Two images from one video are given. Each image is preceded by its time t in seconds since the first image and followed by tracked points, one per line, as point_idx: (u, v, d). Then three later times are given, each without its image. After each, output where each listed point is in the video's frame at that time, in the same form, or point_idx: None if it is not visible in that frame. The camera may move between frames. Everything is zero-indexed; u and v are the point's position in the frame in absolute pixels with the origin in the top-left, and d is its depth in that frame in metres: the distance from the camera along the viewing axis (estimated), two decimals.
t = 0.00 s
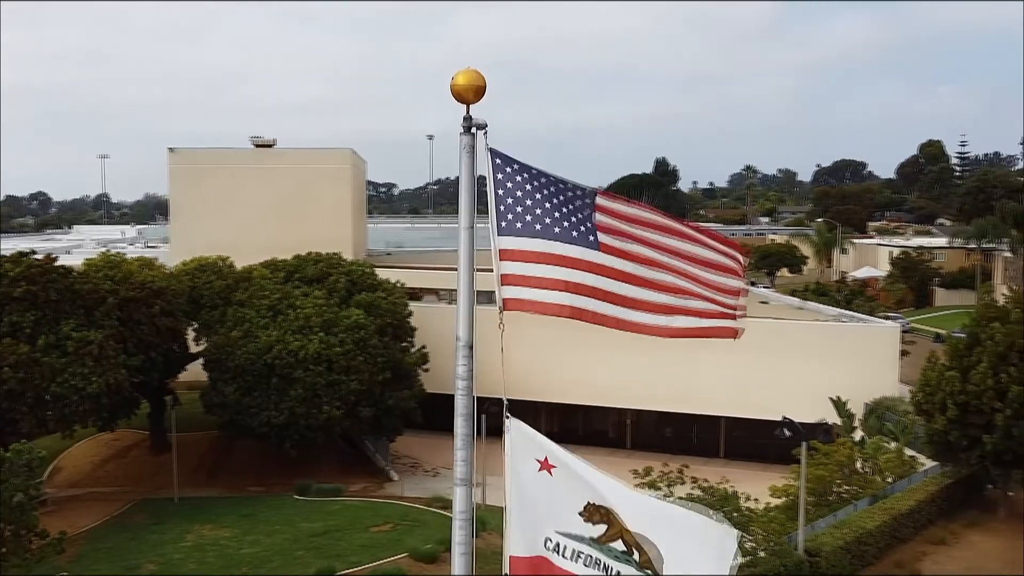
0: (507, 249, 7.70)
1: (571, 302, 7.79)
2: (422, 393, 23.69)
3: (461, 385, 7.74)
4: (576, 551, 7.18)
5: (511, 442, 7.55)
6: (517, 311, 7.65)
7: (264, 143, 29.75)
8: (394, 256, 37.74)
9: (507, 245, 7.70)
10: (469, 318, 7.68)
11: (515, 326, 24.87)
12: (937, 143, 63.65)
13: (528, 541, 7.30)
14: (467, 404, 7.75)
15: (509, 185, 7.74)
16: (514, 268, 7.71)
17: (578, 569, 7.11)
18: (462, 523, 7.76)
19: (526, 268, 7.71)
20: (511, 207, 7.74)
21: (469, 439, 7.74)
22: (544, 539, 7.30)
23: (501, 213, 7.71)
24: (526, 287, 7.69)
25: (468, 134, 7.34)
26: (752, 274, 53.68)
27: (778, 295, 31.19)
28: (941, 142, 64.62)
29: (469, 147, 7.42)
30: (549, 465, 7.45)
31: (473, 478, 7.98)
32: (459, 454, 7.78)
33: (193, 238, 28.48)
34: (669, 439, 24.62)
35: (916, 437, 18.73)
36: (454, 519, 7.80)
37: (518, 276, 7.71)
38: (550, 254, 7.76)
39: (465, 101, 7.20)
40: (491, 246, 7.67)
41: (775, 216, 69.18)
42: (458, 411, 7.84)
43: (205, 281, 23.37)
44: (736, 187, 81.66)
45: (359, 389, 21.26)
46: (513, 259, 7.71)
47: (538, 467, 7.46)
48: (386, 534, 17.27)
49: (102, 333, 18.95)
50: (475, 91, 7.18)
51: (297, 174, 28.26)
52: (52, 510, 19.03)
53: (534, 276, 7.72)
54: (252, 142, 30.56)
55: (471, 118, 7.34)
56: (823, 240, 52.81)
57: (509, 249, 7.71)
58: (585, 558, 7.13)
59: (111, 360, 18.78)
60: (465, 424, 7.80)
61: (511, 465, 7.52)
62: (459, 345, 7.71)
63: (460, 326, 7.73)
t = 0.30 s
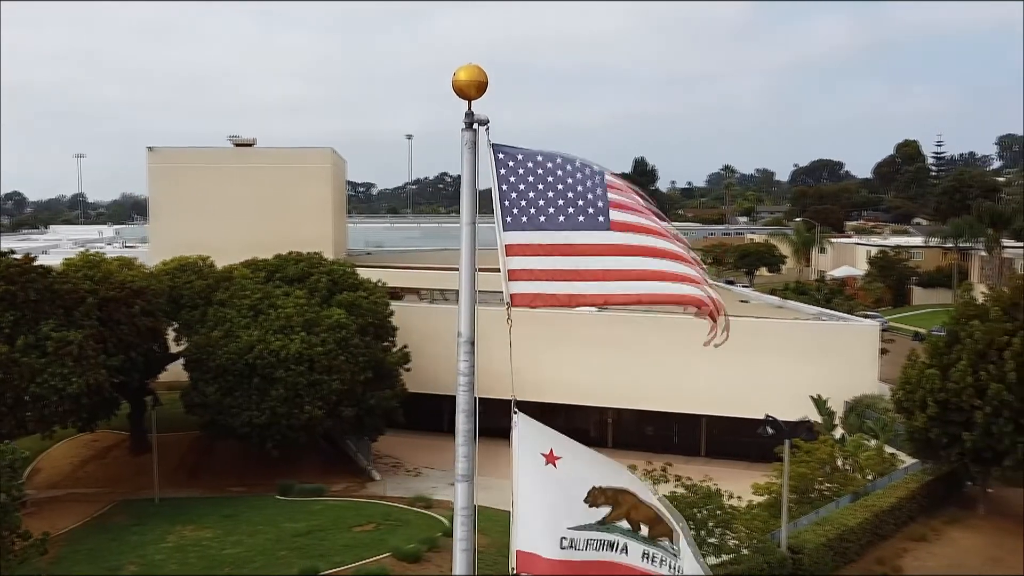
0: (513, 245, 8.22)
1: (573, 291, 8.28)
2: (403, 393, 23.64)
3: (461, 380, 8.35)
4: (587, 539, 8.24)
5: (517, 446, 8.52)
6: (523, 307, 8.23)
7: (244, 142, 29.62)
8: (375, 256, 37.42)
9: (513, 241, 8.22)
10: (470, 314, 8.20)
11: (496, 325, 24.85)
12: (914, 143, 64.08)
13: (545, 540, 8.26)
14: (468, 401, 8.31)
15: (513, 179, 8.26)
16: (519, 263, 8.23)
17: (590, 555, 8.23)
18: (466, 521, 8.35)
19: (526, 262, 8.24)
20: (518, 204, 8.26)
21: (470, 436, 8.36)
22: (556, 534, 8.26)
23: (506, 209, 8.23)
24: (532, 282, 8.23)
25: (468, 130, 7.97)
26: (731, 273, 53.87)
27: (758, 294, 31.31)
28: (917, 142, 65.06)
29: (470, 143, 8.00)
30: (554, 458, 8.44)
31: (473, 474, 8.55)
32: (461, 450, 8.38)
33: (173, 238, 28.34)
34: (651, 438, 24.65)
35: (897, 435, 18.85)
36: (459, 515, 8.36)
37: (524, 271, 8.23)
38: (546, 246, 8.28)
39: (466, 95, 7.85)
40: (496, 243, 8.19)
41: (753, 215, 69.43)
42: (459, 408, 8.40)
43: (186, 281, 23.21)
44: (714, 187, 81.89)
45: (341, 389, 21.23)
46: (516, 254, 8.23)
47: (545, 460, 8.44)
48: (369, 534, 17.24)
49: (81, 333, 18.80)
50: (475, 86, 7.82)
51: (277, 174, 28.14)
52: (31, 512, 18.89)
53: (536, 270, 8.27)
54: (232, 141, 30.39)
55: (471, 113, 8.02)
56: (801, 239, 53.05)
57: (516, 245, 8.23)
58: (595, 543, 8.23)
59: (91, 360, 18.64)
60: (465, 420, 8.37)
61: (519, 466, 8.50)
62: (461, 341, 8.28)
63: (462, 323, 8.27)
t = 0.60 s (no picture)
0: (508, 243, 8.90)
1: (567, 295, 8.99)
2: (383, 392, 23.61)
3: (461, 377, 8.69)
4: (593, 538, 9.04)
5: (518, 452, 9.30)
6: (518, 304, 8.92)
7: (221, 141, 29.48)
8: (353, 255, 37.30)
9: (506, 240, 8.90)
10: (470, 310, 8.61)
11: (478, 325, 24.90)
12: (888, 142, 64.47)
13: (550, 539, 9.08)
14: (468, 398, 8.69)
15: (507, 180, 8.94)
16: (514, 261, 8.92)
17: (601, 554, 9.01)
18: (464, 519, 8.81)
19: (520, 260, 8.93)
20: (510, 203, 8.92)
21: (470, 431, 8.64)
22: (558, 532, 9.09)
23: (500, 209, 8.90)
24: (521, 278, 8.96)
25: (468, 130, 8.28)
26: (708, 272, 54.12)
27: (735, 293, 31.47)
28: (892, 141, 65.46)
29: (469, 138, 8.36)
30: (555, 455, 9.30)
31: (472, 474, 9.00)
32: (460, 446, 8.79)
33: (150, 237, 28.15)
34: (630, 437, 24.70)
35: (875, 432, 18.95)
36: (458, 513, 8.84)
37: (517, 270, 8.94)
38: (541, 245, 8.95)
39: (462, 91, 8.24)
40: (491, 241, 8.88)
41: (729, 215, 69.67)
42: (459, 405, 8.66)
43: (164, 281, 22.99)
44: (690, 186, 82.20)
45: (321, 389, 21.23)
46: (510, 252, 8.92)
47: (547, 458, 9.28)
48: (350, 533, 17.24)
49: (59, 333, 18.67)
50: (473, 83, 8.20)
51: (254, 172, 28.02)
52: (8, 513, 18.71)
53: (527, 269, 8.95)
54: (209, 140, 30.24)
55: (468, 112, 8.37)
56: (777, 238, 53.34)
57: (510, 243, 8.90)
58: (605, 542, 9.03)
59: (69, 361, 18.52)
60: (464, 417, 8.69)
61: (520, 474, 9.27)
62: (460, 338, 8.67)
63: (461, 319, 8.66)
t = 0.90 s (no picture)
0: (502, 239, 9.08)
1: (567, 288, 9.20)
2: (356, 393, 23.55)
3: (455, 376, 8.84)
4: (579, 539, 9.21)
5: (509, 447, 9.36)
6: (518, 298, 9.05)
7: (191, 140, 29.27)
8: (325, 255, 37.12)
9: (502, 236, 9.08)
10: (462, 309, 8.72)
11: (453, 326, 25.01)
12: (857, 142, 64.91)
13: (537, 535, 9.35)
14: (461, 395, 8.83)
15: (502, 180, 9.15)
16: (510, 258, 9.08)
17: (589, 557, 9.17)
18: (456, 512, 8.86)
19: (517, 257, 9.10)
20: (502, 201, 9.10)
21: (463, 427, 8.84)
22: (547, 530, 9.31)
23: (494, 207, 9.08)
24: (521, 275, 9.08)
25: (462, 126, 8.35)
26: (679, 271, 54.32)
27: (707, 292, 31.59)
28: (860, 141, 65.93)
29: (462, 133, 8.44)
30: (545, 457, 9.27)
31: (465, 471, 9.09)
32: (454, 444, 8.93)
33: (121, 237, 27.92)
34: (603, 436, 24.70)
35: (847, 429, 19.07)
36: (450, 508, 8.88)
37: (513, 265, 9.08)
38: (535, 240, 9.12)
39: (456, 91, 8.36)
40: (487, 238, 9.07)
41: (699, 215, 69.95)
42: (452, 402, 8.87)
43: (134, 282, 22.58)
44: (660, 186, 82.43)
45: (294, 389, 21.16)
46: (507, 250, 9.09)
47: (537, 459, 9.29)
48: (324, 533, 17.19)
49: (29, 334, 18.47)
50: (466, 80, 8.31)
51: (226, 172, 27.84)
52: None
53: (525, 268, 9.09)
54: (179, 140, 30.00)
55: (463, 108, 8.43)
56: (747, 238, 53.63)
57: (505, 239, 9.08)
58: (592, 546, 9.17)
59: (39, 362, 18.34)
60: (458, 413, 8.89)
61: (509, 473, 9.37)
62: (454, 336, 8.80)
63: (453, 318, 8.77)
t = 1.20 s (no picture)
0: (490, 237, 9.40)
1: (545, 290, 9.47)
2: (327, 393, 23.46)
3: (445, 373, 8.77)
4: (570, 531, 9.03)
5: (500, 445, 9.43)
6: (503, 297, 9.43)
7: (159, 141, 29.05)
8: (294, 255, 36.95)
9: (488, 235, 9.40)
10: (451, 306, 8.71)
11: (426, 326, 25.11)
12: (823, 142, 65.35)
13: (526, 531, 9.12)
14: (451, 391, 8.70)
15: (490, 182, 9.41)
16: (498, 257, 9.41)
17: (579, 546, 8.94)
18: (446, 510, 8.66)
19: (505, 256, 9.41)
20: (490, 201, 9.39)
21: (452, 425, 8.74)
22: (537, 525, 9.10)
23: (483, 205, 9.37)
24: (505, 272, 9.41)
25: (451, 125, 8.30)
26: (648, 271, 54.49)
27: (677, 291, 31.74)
28: (826, 141, 66.43)
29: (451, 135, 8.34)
30: (537, 450, 9.35)
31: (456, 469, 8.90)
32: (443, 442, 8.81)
33: (88, 235, 27.66)
34: (575, 435, 24.71)
35: (816, 427, 19.21)
36: (440, 505, 8.70)
37: (501, 264, 9.41)
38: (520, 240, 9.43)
39: (446, 88, 8.30)
40: (475, 237, 9.41)
41: (668, 214, 70.27)
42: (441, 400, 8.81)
43: (103, 281, 22.36)
44: (628, 186, 82.67)
45: (265, 390, 21.07)
46: (494, 247, 9.42)
47: (528, 452, 9.34)
48: (296, 534, 17.10)
49: None
50: (453, 77, 8.27)
51: (195, 172, 27.67)
52: None
53: (509, 267, 9.41)
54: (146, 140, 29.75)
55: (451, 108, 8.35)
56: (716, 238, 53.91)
57: (492, 238, 9.40)
58: (586, 535, 8.97)
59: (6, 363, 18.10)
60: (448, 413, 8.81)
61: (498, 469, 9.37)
62: (442, 333, 8.78)
63: (443, 315, 8.76)
